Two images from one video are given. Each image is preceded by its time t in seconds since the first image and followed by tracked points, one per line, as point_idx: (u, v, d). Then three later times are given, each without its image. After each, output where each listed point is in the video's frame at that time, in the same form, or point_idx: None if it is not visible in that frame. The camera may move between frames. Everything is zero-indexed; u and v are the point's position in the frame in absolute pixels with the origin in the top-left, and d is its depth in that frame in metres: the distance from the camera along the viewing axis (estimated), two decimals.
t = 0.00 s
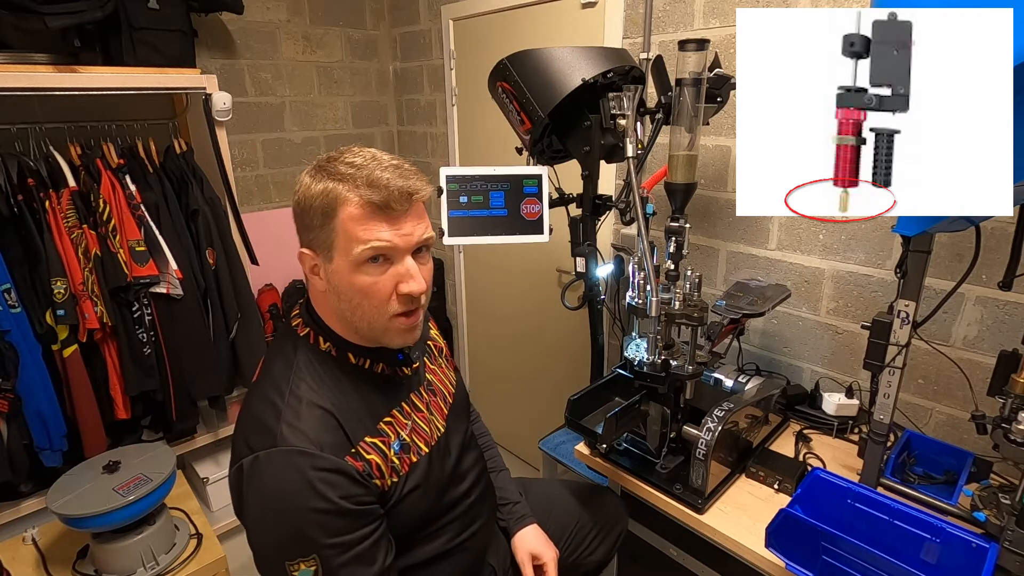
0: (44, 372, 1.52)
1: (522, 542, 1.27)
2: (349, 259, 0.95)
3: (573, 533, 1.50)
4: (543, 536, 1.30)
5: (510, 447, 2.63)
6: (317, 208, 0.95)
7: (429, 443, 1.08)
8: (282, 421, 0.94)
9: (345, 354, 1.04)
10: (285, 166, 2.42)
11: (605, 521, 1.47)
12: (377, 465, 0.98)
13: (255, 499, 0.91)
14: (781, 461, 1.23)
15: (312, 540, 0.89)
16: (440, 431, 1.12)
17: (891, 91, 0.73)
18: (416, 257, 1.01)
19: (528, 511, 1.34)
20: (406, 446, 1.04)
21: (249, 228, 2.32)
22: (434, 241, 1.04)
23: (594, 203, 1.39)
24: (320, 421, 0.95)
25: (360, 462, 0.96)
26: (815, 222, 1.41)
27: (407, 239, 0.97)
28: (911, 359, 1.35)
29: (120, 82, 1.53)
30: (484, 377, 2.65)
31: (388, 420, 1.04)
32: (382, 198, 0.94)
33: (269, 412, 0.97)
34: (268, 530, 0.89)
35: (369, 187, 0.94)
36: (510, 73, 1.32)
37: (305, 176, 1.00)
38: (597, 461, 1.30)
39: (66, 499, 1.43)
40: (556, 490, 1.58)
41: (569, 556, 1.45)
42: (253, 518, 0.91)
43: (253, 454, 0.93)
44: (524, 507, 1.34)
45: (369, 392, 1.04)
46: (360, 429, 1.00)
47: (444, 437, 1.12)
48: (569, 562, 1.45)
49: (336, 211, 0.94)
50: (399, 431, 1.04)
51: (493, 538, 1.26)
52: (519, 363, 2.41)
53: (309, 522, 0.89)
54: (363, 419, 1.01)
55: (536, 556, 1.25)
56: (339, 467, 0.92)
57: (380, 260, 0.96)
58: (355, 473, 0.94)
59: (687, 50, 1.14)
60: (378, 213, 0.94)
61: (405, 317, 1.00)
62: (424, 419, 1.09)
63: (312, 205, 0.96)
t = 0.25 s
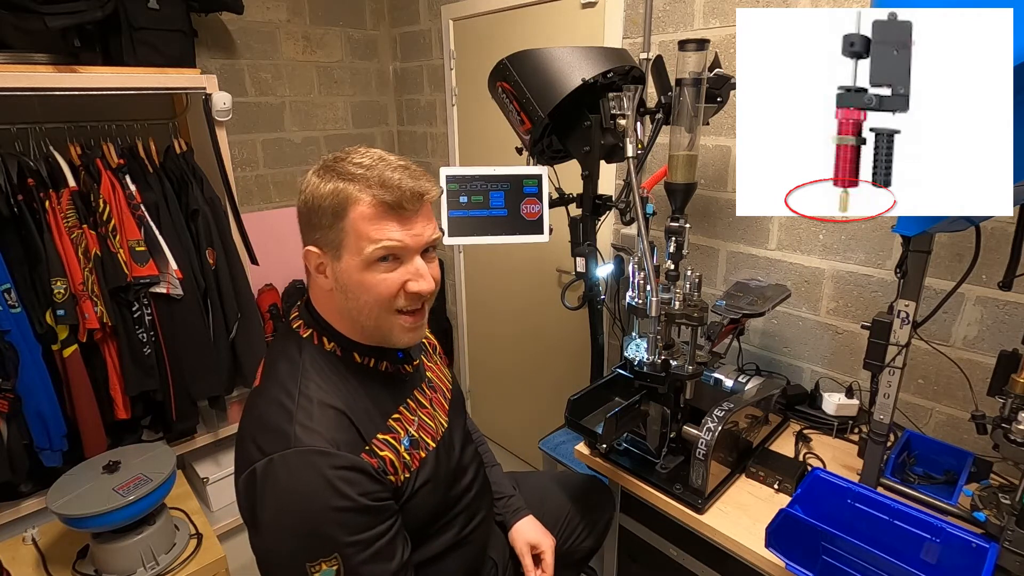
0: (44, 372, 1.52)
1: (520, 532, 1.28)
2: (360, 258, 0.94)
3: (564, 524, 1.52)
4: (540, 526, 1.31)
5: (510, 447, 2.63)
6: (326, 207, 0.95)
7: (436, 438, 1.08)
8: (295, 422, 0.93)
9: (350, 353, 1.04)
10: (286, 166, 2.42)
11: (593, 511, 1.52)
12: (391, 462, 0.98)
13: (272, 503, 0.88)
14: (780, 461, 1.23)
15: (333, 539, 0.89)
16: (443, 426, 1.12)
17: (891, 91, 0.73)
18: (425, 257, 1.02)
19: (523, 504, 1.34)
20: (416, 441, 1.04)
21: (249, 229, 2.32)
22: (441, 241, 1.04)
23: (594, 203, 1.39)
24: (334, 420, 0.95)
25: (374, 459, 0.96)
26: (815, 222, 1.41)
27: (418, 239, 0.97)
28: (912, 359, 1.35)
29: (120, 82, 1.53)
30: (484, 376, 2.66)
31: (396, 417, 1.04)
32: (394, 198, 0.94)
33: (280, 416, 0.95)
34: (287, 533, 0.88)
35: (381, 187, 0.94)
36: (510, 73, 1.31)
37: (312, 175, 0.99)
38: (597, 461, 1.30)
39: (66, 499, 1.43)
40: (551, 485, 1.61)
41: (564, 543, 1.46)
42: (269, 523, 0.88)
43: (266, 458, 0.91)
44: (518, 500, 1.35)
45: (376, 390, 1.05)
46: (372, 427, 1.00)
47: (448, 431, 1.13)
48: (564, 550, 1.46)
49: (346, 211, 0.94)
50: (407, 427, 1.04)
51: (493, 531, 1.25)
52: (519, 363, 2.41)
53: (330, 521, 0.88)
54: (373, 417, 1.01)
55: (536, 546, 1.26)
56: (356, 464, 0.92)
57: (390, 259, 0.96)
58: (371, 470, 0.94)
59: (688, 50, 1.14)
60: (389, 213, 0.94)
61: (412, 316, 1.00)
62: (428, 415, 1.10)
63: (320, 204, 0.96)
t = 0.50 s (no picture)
0: (44, 372, 1.52)
1: (519, 530, 1.28)
2: (360, 258, 0.94)
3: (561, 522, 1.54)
4: (539, 523, 1.31)
5: (510, 447, 2.63)
6: (326, 207, 0.95)
7: (440, 436, 1.08)
8: (301, 423, 0.93)
9: (354, 352, 1.04)
10: (286, 166, 2.41)
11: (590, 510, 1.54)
12: (397, 460, 0.98)
13: (279, 503, 0.88)
14: (780, 461, 1.23)
15: (341, 538, 0.88)
16: (447, 425, 1.12)
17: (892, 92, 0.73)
18: (425, 255, 1.02)
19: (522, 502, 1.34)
20: (421, 440, 1.04)
21: (249, 229, 2.32)
22: (441, 239, 1.04)
23: (594, 203, 1.39)
24: (340, 420, 0.95)
25: (381, 458, 0.96)
26: (815, 222, 1.41)
27: (417, 237, 0.97)
28: (912, 359, 1.35)
29: (120, 82, 1.53)
30: (484, 376, 2.66)
31: (401, 416, 1.04)
32: (393, 196, 0.94)
33: (287, 417, 0.95)
34: (296, 533, 0.87)
35: (379, 185, 0.94)
36: (510, 73, 1.31)
37: (312, 176, 1.00)
38: (597, 461, 1.31)
39: (65, 499, 1.43)
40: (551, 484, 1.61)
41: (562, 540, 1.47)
42: (277, 523, 0.88)
43: (273, 458, 0.91)
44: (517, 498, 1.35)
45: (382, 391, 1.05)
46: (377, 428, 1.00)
47: (451, 430, 1.13)
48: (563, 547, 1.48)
49: (345, 210, 0.94)
50: (412, 425, 1.04)
51: (494, 529, 1.26)
52: (519, 363, 2.41)
53: (339, 520, 0.88)
54: (379, 416, 1.01)
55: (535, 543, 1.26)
56: (364, 463, 0.92)
57: (390, 258, 0.96)
58: (377, 469, 0.94)
59: (688, 50, 1.14)
60: (388, 211, 0.94)
61: (414, 314, 1.00)
62: (432, 414, 1.10)
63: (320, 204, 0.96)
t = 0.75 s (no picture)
0: (44, 372, 1.52)
1: (522, 534, 1.27)
2: (362, 252, 0.94)
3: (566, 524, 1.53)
4: (541, 527, 1.31)
5: (510, 447, 2.63)
6: (332, 202, 0.95)
7: (441, 436, 1.08)
8: (304, 416, 0.93)
9: (358, 349, 1.04)
10: (286, 166, 2.41)
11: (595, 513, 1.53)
12: (397, 458, 0.98)
13: (279, 496, 0.89)
14: (780, 461, 1.23)
15: (341, 533, 0.88)
16: (450, 425, 1.12)
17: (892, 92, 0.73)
18: (427, 252, 1.01)
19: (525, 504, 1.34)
20: (422, 438, 1.04)
21: (249, 229, 2.32)
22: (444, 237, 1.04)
23: (594, 203, 1.39)
24: (342, 416, 0.95)
25: (381, 454, 0.96)
26: (815, 222, 1.41)
27: (420, 233, 0.97)
28: (912, 359, 1.35)
29: (120, 82, 1.53)
30: (484, 376, 2.65)
31: (403, 414, 1.04)
32: (396, 191, 0.94)
33: (290, 411, 0.95)
34: (296, 526, 0.88)
35: (383, 180, 0.94)
36: (510, 73, 1.31)
37: (320, 170, 1.00)
38: (597, 461, 1.30)
39: (66, 499, 1.43)
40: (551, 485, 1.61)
41: (565, 543, 1.46)
42: (278, 516, 0.88)
43: (275, 451, 0.91)
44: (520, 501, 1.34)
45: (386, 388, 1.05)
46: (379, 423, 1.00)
47: (453, 431, 1.13)
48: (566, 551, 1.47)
49: (350, 204, 0.94)
50: (414, 423, 1.04)
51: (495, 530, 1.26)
52: (519, 362, 2.41)
53: (338, 515, 0.88)
54: (381, 413, 1.01)
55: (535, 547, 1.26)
56: (364, 459, 0.92)
57: (392, 253, 0.96)
58: (377, 465, 0.94)
59: (688, 50, 1.14)
60: (391, 206, 0.94)
61: (414, 311, 1.00)
62: (435, 413, 1.10)
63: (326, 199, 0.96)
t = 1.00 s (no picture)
0: (44, 372, 1.52)
1: (523, 540, 1.27)
2: (381, 250, 0.93)
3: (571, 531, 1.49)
4: (544, 534, 1.30)
5: (510, 447, 2.62)
6: (358, 199, 0.93)
7: (443, 433, 1.08)
8: (300, 405, 0.93)
9: (361, 342, 1.02)
10: (286, 166, 2.41)
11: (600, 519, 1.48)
12: (394, 450, 0.98)
13: (274, 483, 0.89)
14: (780, 461, 1.23)
15: (334, 522, 0.89)
16: (452, 423, 1.12)
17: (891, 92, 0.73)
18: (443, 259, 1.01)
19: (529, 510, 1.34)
20: (422, 433, 1.04)
21: (249, 229, 2.32)
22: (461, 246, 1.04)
23: (594, 203, 1.39)
24: (341, 410, 0.94)
25: (378, 446, 0.96)
26: (815, 222, 1.41)
27: (440, 240, 0.97)
28: (912, 359, 1.34)
29: (120, 82, 1.53)
30: (484, 376, 2.65)
31: (404, 407, 1.03)
32: (422, 197, 0.94)
33: (287, 399, 0.95)
34: (289, 512, 0.88)
35: (410, 183, 0.94)
36: (510, 73, 1.31)
37: (347, 165, 0.99)
38: (597, 461, 1.30)
39: (66, 498, 1.43)
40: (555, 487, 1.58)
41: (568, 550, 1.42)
42: (273, 502, 0.89)
43: (272, 437, 0.92)
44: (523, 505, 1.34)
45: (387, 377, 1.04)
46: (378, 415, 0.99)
47: (456, 428, 1.12)
48: (569, 558, 1.43)
49: (376, 204, 0.93)
50: (415, 419, 1.03)
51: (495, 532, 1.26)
52: (519, 362, 2.41)
53: (332, 504, 0.88)
54: (381, 406, 1.00)
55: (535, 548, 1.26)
56: (359, 449, 0.92)
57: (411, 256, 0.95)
58: (372, 457, 0.93)
59: (688, 50, 1.14)
60: (415, 210, 0.94)
61: (424, 316, 0.99)
62: (437, 410, 1.09)
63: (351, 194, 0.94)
